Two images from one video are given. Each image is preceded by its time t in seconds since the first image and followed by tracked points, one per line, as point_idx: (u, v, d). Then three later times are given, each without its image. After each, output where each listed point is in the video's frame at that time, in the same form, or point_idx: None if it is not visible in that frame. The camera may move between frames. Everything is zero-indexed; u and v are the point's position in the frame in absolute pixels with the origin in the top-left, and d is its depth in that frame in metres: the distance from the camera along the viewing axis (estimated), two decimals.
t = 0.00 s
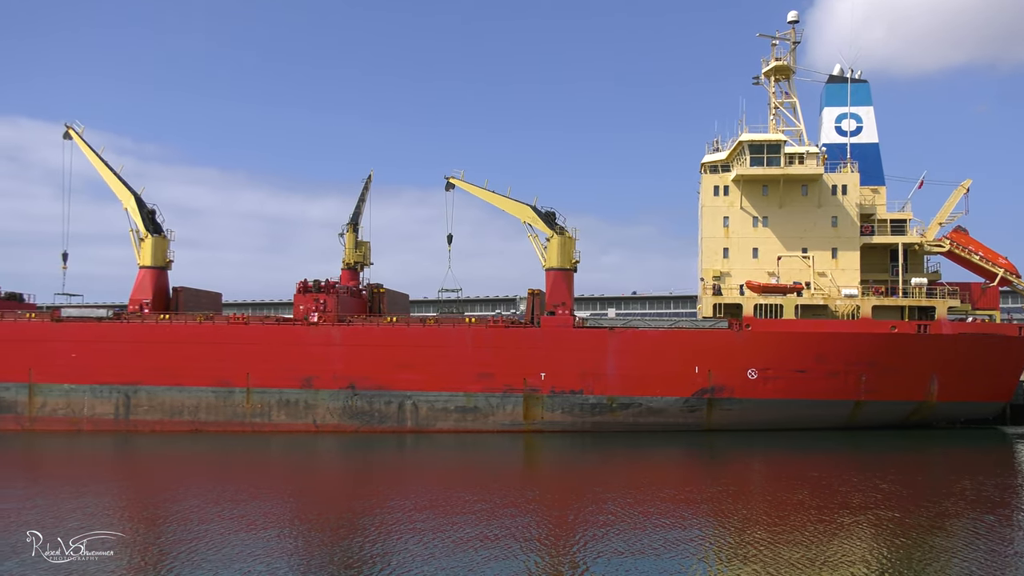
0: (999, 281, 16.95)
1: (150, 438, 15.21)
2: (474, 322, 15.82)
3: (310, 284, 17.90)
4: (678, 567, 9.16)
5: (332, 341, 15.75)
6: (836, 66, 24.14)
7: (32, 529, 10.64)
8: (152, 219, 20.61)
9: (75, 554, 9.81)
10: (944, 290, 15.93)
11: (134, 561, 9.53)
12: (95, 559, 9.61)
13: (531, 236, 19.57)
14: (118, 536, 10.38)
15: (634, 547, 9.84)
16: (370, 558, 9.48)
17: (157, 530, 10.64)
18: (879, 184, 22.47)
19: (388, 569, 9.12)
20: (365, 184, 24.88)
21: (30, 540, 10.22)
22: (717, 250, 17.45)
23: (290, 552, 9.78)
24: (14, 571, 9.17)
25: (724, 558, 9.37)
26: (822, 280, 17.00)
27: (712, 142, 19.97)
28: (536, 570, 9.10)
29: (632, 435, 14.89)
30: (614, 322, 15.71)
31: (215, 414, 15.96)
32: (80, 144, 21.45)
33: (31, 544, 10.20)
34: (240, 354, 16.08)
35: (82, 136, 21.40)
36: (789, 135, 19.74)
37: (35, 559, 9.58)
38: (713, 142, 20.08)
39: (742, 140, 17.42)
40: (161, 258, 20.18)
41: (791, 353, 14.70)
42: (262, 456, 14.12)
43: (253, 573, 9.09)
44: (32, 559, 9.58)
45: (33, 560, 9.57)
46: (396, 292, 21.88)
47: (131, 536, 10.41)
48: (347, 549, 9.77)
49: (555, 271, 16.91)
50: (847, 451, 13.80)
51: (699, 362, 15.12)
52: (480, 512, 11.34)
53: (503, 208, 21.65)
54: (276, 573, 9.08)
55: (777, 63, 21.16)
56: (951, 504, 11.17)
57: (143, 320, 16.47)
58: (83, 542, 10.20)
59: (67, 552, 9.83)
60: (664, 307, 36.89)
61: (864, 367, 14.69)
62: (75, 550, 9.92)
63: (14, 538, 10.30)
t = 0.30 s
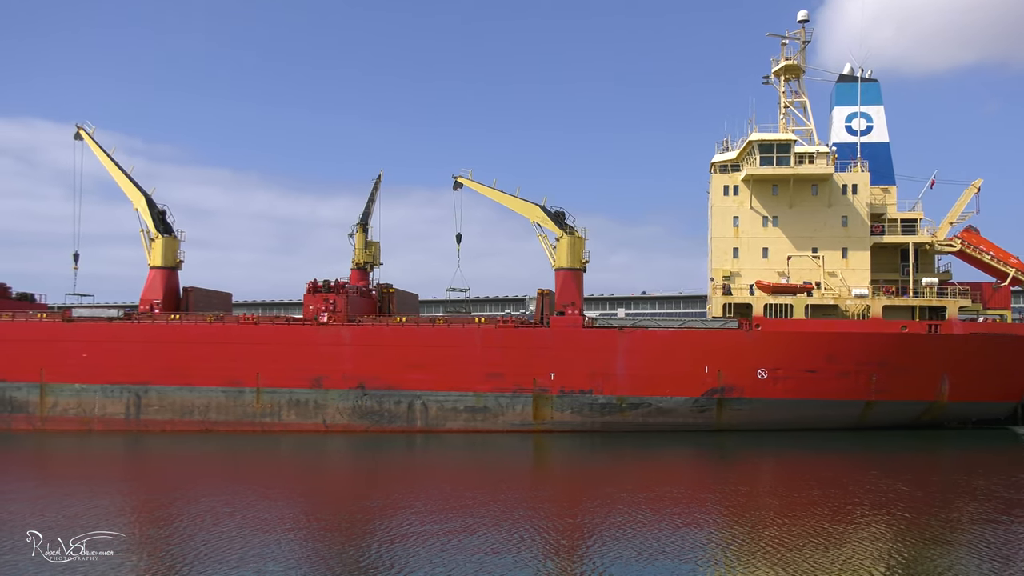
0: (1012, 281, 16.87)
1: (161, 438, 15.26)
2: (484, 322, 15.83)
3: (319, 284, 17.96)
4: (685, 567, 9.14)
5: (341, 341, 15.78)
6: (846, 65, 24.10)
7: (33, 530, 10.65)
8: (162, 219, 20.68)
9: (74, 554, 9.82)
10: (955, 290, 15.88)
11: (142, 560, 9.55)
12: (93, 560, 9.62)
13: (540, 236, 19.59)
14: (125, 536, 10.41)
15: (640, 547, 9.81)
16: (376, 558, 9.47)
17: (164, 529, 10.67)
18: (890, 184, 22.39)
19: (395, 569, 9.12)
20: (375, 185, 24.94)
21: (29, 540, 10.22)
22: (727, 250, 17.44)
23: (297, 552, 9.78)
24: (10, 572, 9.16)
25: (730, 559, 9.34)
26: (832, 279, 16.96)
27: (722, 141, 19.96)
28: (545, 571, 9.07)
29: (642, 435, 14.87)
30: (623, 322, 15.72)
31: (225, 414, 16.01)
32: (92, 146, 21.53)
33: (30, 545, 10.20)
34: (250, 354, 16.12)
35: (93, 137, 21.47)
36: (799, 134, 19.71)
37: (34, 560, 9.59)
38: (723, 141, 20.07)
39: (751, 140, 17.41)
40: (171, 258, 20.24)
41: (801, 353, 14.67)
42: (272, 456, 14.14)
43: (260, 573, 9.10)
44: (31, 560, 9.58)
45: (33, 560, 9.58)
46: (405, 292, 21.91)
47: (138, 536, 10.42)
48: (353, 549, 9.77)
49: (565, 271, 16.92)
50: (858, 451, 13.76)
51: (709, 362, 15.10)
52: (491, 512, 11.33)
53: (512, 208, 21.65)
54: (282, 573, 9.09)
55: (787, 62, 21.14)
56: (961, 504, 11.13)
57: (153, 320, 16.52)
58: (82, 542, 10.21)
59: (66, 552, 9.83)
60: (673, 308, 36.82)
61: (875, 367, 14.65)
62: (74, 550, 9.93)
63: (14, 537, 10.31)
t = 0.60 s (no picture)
0: None
1: (172, 437, 15.30)
2: (495, 321, 15.84)
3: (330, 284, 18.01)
4: (696, 569, 9.10)
5: (352, 341, 15.80)
6: (858, 64, 24.04)
7: (32, 530, 10.63)
8: (174, 220, 20.74)
9: (74, 555, 9.82)
10: (968, 289, 15.82)
11: (153, 560, 9.56)
12: (94, 560, 9.63)
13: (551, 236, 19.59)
14: (135, 535, 10.42)
15: (648, 548, 9.77)
16: (383, 559, 9.46)
17: (172, 529, 10.68)
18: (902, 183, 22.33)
19: (404, 569, 9.10)
20: (386, 185, 24.99)
21: (29, 540, 10.22)
22: (738, 250, 17.43)
23: (306, 552, 9.77)
24: (14, 572, 9.16)
25: (739, 560, 9.32)
26: (844, 279, 16.92)
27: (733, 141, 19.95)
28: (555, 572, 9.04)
29: (652, 435, 14.85)
30: (634, 322, 15.72)
31: (236, 413, 16.04)
32: (104, 146, 21.58)
33: (30, 545, 10.19)
34: (261, 354, 16.16)
35: (105, 137, 21.52)
36: (810, 134, 19.69)
37: (34, 559, 9.59)
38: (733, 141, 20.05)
39: (762, 139, 17.39)
40: (183, 258, 20.30)
41: (813, 353, 14.64)
42: (284, 456, 14.16)
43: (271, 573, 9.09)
44: (31, 559, 9.59)
45: (32, 560, 9.57)
46: (416, 292, 21.94)
47: (148, 535, 10.44)
48: (361, 549, 9.76)
49: (576, 271, 16.92)
50: (870, 451, 13.71)
51: (720, 362, 15.08)
52: (503, 512, 11.32)
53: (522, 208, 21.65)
54: (292, 573, 9.08)
55: (798, 61, 21.11)
56: (975, 505, 11.09)
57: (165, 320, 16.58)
58: (82, 542, 10.20)
59: (66, 552, 9.83)
60: (682, 308, 36.74)
61: (887, 366, 14.61)
62: (74, 550, 9.93)
63: (13, 537, 10.29)
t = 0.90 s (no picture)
0: None
1: (184, 437, 15.35)
2: (505, 322, 15.84)
3: (341, 284, 18.07)
4: (706, 570, 9.09)
5: (363, 341, 15.84)
6: (869, 63, 23.99)
7: (33, 529, 10.65)
8: (185, 220, 20.83)
9: (75, 554, 9.84)
10: (981, 289, 15.75)
11: (165, 559, 9.59)
12: (95, 559, 9.64)
13: (561, 236, 19.60)
14: (147, 535, 10.45)
15: (658, 548, 9.75)
16: (394, 558, 9.46)
17: (183, 528, 10.70)
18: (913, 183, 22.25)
19: (414, 569, 9.10)
20: (397, 185, 25.05)
21: (29, 540, 10.23)
22: (749, 249, 17.44)
23: (316, 552, 9.78)
24: (15, 572, 9.16)
25: (750, 561, 9.29)
26: (856, 279, 16.89)
27: (744, 141, 19.95)
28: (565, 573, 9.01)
29: (663, 435, 14.84)
30: (645, 322, 15.72)
31: (248, 413, 16.09)
32: (117, 147, 21.64)
33: (30, 545, 10.20)
34: (273, 355, 16.21)
35: (117, 137, 21.57)
36: (822, 133, 19.66)
37: (34, 559, 9.61)
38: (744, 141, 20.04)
39: (773, 139, 17.38)
40: (194, 259, 20.38)
41: (824, 353, 14.62)
42: (295, 456, 14.19)
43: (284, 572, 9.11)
44: (32, 559, 9.61)
45: (33, 560, 9.59)
46: (426, 292, 21.98)
47: (157, 535, 10.45)
48: (371, 549, 9.77)
49: (586, 271, 16.92)
50: (882, 452, 13.67)
51: (731, 363, 15.06)
52: (514, 512, 11.32)
53: (532, 208, 21.66)
54: (302, 573, 9.09)
55: (809, 60, 21.09)
56: (987, 506, 11.04)
57: (177, 321, 16.65)
58: (82, 542, 10.21)
59: (66, 552, 9.84)
60: (693, 308, 36.67)
61: (898, 367, 14.57)
62: (74, 550, 9.94)
63: (14, 537, 10.30)
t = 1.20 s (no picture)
0: None
1: (195, 437, 15.40)
2: (516, 322, 15.86)
3: (352, 284, 18.12)
4: (718, 570, 9.05)
5: (374, 341, 15.86)
6: (880, 62, 23.93)
7: (32, 530, 10.64)
8: (196, 220, 20.90)
9: (74, 554, 9.83)
10: (993, 288, 15.69)
11: (175, 558, 9.61)
12: (93, 559, 9.63)
13: (571, 236, 19.61)
14: (158, 535, 10.46)
15: (666, 548, 9.76)
16: (405, 558, 9.45)
17: (192, 528, 10.72)
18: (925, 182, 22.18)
19: (424, 569, 9.10)
20: (407, 186, 25.11)
21: (29, 540, 10.23)
22: (760, 249, 17.45)
23: (326, 552, 9.78)
24: (15, 573, 9.15)
25: (761, 562, 9.27)
26: (867, 279, 16.87)
27: (754, 140, 19.95)
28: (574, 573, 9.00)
29: (674, 435, 14.82)
30: (656, 322, 15.73)
31: (259, 414, 16.13)
32: (128, 147, 21.70)
33: (30, 545, 10.20)
34: (284, 355, 16.24)
35: (129, 138, 21.64)
36: (832, 133, 19.64)
37: (34, 559, 9.61)
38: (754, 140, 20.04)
39: (783, 139, 17.39)
40: (205, 259, 20.45)
41: (835, 353, 14.59)
42: (306, 455, 14.22)
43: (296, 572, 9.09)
44: (30, 559, 9.60)
45: (32, 560, 9.59)
46: (437, 292, 22.03)
47: (165, 534, 10.47)
48: (382, 548, 9.76)
49: (597, 271, 16.93)
50: (894, 452, 13.63)
51: (742, 363, 15.05)
52: (526, 512, 11.31)
53: (543, 208, 21.67)
54: (312, 572, 9.10)
55: (820, 60, 21.07)
56: (1000, 506, 11.00)
57: (189, 321, 16.71)
58: (82, 542, 10.21)
59: (66, 552, 9.84)
60: (703, 308, 36.60)
61: (910, 367, 14.54)
62: (74, 550, 9.94)
63: (14, 537, 10.31)
